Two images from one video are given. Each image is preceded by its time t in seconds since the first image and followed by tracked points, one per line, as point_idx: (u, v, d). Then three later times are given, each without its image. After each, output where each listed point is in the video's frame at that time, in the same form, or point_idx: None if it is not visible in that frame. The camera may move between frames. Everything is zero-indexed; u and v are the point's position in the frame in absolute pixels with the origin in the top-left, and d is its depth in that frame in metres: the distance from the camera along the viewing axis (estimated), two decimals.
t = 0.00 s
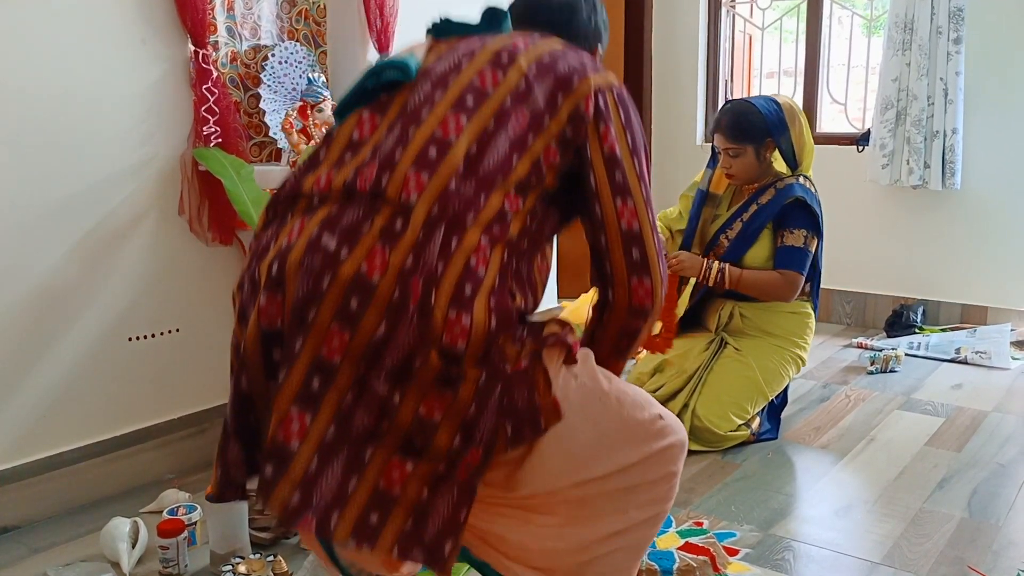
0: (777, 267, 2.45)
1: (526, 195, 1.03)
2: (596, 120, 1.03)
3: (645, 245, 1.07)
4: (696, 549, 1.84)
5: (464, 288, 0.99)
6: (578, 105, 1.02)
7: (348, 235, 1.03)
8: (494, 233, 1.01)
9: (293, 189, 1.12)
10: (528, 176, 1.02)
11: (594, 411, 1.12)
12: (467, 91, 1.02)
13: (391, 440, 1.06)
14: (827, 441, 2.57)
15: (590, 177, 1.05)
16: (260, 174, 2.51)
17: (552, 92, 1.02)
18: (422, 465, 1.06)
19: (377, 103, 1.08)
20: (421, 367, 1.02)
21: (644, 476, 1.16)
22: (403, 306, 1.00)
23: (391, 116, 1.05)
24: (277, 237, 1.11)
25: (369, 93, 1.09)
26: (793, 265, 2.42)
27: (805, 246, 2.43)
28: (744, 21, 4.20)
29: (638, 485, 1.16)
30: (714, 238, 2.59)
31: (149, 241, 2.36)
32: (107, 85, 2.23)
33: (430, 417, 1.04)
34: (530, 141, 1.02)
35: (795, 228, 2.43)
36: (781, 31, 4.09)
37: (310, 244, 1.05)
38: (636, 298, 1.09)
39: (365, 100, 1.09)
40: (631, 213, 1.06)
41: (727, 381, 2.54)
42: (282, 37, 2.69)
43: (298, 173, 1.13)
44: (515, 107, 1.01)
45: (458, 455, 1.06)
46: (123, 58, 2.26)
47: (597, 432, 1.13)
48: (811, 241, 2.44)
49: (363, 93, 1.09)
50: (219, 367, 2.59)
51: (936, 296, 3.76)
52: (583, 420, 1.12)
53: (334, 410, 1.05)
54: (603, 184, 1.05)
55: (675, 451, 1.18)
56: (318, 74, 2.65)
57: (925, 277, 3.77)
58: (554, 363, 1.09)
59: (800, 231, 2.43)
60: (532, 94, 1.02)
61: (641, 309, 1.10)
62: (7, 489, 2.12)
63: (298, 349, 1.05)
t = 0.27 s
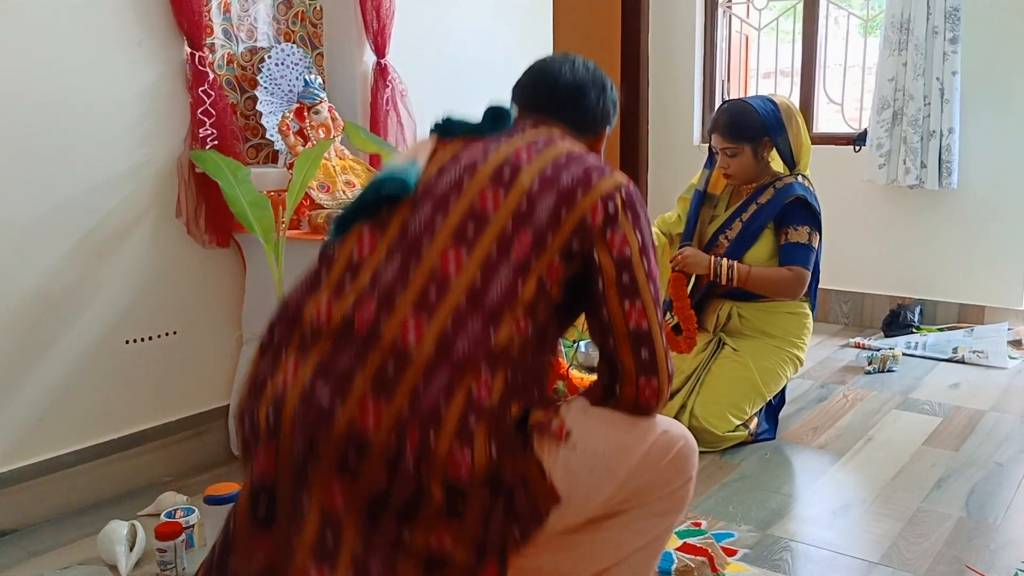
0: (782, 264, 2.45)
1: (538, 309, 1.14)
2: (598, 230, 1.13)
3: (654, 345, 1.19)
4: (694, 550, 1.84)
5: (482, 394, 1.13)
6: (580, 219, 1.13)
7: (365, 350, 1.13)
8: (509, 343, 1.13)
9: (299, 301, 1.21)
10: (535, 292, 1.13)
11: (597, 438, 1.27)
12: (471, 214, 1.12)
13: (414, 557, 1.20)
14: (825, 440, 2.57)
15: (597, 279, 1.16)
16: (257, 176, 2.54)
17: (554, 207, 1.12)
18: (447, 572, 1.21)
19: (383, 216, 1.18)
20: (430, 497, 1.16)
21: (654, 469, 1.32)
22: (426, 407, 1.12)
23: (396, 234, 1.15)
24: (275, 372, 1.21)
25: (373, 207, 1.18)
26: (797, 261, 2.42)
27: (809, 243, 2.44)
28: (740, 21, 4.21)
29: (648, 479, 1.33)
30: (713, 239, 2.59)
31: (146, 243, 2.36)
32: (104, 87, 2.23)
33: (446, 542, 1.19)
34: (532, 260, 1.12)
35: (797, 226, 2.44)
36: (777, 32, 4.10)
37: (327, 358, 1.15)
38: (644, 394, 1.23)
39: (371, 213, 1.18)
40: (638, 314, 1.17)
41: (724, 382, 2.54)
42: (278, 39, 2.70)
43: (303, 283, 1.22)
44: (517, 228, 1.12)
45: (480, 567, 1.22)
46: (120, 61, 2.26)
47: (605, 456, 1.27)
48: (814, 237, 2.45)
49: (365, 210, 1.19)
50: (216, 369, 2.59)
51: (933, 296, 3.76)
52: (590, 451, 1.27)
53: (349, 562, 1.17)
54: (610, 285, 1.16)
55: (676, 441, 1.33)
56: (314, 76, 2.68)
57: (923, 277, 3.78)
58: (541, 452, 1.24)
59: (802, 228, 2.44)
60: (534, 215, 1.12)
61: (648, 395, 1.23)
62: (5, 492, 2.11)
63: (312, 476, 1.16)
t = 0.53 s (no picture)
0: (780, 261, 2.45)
1: (546, 438, 1.08)
2: (580, 333, 1.06)
3: (651, 420, 1.14)
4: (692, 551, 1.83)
5: (513, 540, 1.09)
6: (561, 335, 1.06)
7: (388, 546, 1.11)
8: (527, 487, 1.08)
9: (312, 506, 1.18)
10: (539, 430, 1.07)
11: (614, 518, 1.26)
12: (451, 385, 1.07)
13: None
14: (823, 441, 2.57)
15: (587, 372, 1.09)
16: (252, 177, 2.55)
17: (531, 336, 1.05)
18: None
19: (364, 381, 1.14)
20: None
21: (681, 509, 1.31)
22: (467, 555, 1.08)
23: (387, 428, 1.12)
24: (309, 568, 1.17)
25: (421, 262, 1.14)
26: (796, 258, 2.42)
27: (807, 239, 2.44)
28: (737, 23, 4.21)
29: (679, 520, 1.32)
30: (711, 239, 2.59)
31: (144, 247, 2.36)
32: (100, 90, 2.23)
33: None
34: (524, 396, 1.06)
35: (795, 223, 2.44)
36: (773, 33, 4.10)
37: (356, 560, 1.13)
38: (649, 466, 1.18)
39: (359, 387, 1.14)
40: (631, 388, 1.10)
41: (722, 383, 2.54)
42: (275, 41, 2.69)
43: (313, 487, 1.19)
44: (499, 379, 1.06)
45: None
46: (117, 64, 2.26)
47: (626, 529, 1.27)
48: (813, 234, 2.45)
49: (413, 267, 1.15)
50: (214, 372, 2.58)
51: (930, 296, 3.77)
52: (613, 535, 1.26)
53: None
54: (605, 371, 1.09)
55: (691, 473, 1.31)
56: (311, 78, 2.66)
57: (920, 278, 3.78)
58: None
59: (800, 225, 2.44)
60: (513, 360, 1.06)
61: (654, 470, 1.18)
62: (3, 496, 2.11)
63: None
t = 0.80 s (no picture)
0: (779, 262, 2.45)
1: (547, 435, 1.08)
2: (574, 331, 1.07)
3: (644, 420, 1.14)
4: (691, 550, 1.83)
5: (518, 540, 1.08)
6: (556, 334, 1.07)
7: (395, 549, 1.10)
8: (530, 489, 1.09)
9: (314, 510, 1.18)
10: (540, 428, 1.07)
11: (615, 501, 1.26)
12: (449, 390, 1.06)
13: None
14: (822, 441, 2.57)
15: (582, 371, 1.10)
16: (252, 176, 2.55)
17: (526, 339, 1.06)
18: None
19: (361, 388, 1.13)
20: None
21: (678, 492, 1.31)
22: (476, 548, 1.08)
23: (387, 433, 1.11)
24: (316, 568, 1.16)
25: (405, 258, 1.13)
26: (795, 259, 2.42)
27: (806, 240, 2.44)
28: (736, 23, 4.21)
29: (676, 504, 1.32)
30: (710, 239, 2.59)
31: (143, 246, 2.36)
32: (100, 90, 2.23)
33: None
34: (523, 396, 1.06)
35: (794, 224, 2.44)
36: (773, 33, 4.09)
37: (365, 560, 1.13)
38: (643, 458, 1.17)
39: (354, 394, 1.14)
40: (626, 385, 1.11)
41: (720, 384, 2.54)
42: (275, 41, 2.70)
43: (315, 492, 1.19)
44: (496, 382, 1.06)
45: None
46: (116, 64, 2.26)
47: (627, 519, 1.27)
48: (811, 235, 2.45)
49: (397, 264, 1.13)
50: (213, 371, 2.58)
51: (929, 297, 3.77)
52: (615, 519, 1.26)
53: None
54: (600, 368, 1.10)
55: (683, 457, 1.31)
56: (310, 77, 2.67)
57: (919, 278, 3.78)
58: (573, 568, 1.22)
59: (799, 226, 2.44)
60: (509, 362, 1.06)
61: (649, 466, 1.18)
62: (2, 496, 2.11)
63: None
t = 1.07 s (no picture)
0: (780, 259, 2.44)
1: (551, 442, 1.08)
2: (589, 343, 1.05)
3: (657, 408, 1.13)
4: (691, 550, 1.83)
5: (525, 548, 1.07)
6: (572, 346, 1.05)
7: (406, 558, 1.06)
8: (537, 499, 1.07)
9: (321, 519, 1.11)
10: (546, 436, 1.07)
11: (620, 505, 1.26)
12: (466, 402, 1.02)
13: None
14: (822, 441, 2.57)
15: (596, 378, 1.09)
16: (253, 174, 2.55)
17: (545, 352, 1.03)
18: None
19: (377, 407, 1.04)
20: None
21: (683, 500, 1.31)
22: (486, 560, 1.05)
23: (400, 443, 1.06)
24: None
25: (418, 271, 1.05)
26: (796, 256, 2.41)
27: (806, 237, 2.43)
28: (737, 22, 4.21)
29: (680, 511, 1.32)
30: (711, 238, 2.59)
31: (143, 243, 2.36)
32: (100, 87, 2.23)
33: None
34: (535, 408, 1.05)
35: (795, 221, 2.44)
36: (773, 32, 4.09)
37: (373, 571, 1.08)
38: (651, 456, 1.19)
39: (369, 412, 1.06)
40: (639, 392, 1.11)
41: (720, 382, 2.54)
42: (276, 39, 2.70)
43: (321, 500, 1.13)
44: (514, 395, 1.03)
45: None
46: (117, 61, 2.25)
47: (634, 524, 1.27)
48: (812, 232, 2.44)
49: (409, 277, 1.05)
50: (214, 369, 2.58)
51: (929, 297, 3.77)
52: (621, 524, 1.26)
53: None
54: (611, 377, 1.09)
55: (687, 463, 1.32)
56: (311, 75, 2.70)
57: (919, 278, 3.78)
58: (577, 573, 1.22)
59: (800, 223, 2.44)
60: (527, 375, 1.03)
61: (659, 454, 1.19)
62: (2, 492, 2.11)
63: None
